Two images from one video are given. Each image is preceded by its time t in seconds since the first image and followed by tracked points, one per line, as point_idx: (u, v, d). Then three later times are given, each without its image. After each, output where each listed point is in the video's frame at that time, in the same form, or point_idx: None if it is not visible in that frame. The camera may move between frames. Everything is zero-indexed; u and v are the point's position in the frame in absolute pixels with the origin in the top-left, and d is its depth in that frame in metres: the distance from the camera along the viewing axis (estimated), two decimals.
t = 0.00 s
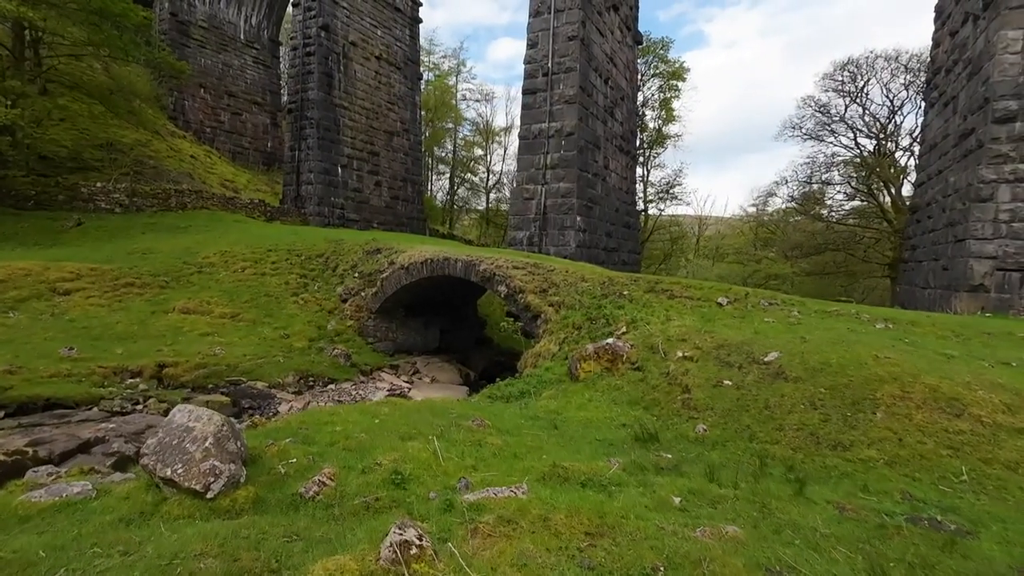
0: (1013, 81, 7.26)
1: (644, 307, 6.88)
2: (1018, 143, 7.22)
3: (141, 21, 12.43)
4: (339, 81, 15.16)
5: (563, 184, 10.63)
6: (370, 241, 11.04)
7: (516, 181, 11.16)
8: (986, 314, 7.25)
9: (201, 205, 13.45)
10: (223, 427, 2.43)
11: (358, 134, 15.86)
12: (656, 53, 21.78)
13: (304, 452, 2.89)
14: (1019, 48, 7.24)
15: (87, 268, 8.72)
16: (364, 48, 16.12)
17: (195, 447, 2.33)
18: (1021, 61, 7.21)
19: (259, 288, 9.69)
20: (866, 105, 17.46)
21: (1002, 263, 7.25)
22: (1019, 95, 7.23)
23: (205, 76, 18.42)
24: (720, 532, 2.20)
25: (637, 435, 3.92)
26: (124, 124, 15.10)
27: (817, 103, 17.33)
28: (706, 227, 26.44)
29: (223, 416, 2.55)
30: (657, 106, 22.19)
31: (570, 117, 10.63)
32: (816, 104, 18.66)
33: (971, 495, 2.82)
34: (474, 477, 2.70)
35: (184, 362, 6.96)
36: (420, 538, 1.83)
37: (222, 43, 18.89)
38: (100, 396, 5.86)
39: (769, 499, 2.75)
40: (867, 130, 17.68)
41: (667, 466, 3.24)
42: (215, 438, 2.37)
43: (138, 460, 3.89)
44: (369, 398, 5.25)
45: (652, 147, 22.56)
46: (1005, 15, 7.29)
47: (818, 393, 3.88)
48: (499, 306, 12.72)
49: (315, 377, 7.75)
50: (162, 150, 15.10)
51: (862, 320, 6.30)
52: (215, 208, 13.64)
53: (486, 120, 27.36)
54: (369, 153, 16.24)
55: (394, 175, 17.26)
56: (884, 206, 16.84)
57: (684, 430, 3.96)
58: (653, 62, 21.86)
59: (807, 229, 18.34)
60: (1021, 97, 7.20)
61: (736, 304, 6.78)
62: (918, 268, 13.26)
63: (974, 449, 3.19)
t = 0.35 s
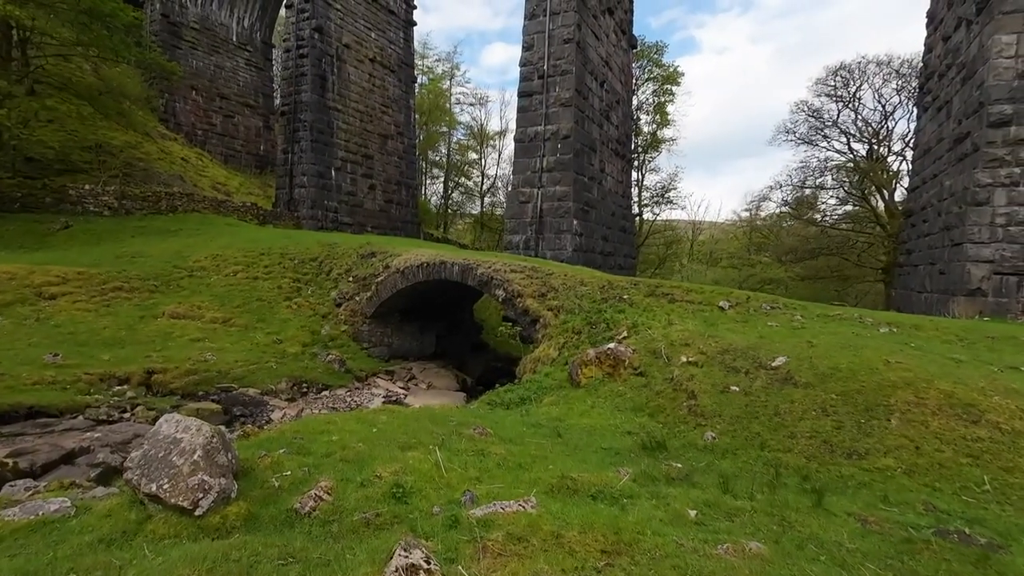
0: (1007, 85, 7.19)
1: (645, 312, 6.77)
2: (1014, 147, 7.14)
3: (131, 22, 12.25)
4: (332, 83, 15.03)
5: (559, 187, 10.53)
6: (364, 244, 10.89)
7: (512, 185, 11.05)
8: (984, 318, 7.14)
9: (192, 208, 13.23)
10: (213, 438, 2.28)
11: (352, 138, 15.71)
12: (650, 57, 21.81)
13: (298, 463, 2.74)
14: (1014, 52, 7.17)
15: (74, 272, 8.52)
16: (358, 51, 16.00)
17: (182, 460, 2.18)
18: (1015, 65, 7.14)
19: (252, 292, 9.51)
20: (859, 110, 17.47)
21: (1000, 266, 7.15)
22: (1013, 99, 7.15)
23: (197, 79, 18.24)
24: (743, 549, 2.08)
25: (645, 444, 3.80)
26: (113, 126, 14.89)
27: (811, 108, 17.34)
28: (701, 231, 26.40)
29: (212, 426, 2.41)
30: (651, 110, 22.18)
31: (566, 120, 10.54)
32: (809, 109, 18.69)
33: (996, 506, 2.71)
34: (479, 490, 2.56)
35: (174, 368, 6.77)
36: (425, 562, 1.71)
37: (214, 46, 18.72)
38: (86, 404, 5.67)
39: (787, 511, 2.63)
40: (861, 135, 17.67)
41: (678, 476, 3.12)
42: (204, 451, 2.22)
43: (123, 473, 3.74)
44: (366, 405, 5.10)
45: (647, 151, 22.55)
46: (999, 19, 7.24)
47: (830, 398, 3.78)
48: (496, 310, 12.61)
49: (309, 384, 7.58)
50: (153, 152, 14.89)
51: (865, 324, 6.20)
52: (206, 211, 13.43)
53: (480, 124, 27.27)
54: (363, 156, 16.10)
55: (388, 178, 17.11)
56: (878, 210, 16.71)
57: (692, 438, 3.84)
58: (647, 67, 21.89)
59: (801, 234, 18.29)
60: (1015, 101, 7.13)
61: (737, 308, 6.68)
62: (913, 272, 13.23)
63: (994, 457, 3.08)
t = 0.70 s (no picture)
0: (1007, 87, 7.05)
1: (647, 314, 6.65)
2: (1013, 149, 7.00)
3: (121, 19, 12.01)
4: (327, 83, 14.85)
5: (556, 189, 10.40)
6: (360, 246, 10.72)
7: (509, 186, 10.91)
8: (983, 320, 7.02)
9: (183, 208, 13.01)
10: (207, 450, 2.13)
11: (346, 138, 15.52)
12: (646, 59, 21.76)
13: (297, 474, 2.59)
14: (1013, 53, 7.01)
15: (62, 273, 8.30)
16: (352, 51, 15.82)
17: (174, 474, 2.02)
18: (1014, 67, 7.00)
19: (244, 294, 9.32)
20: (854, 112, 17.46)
21: (998, 269, 7.02)
22: (1012, 101, 7.00)
23: (189, 78, 17.99)
24: (778, 567, 1.95)
25: (656, 451, 3.66)
26: (103, 125, 14.64)
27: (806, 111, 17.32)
28: (695, 234, 26.39)
29: (207, 435, 2.26)
30: (647, 112, 22.12)
31: (563, 121, 10.41)
32: (803, 111, 18.71)
33: None
34: (491, 501, 2.42)
35: (164, 372, 6.58)
36: None
37: (207, 45, 18.49)
38: (72, 410, 5.48)
39: (814, 522, 2.51)
40: (856, 137, 17.66)
41: (695, 484, 2.99)
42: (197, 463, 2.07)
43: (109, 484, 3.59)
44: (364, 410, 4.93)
45: (642, 153, 22.51)
46: (998, 20, 7.09)
47: (847, 403, 3.66)
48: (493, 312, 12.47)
49: (304, 388, 7.40)
50: (143, 152, 14.65)
51: (871, 327, 6.11)
52: (198, 212, 13.21)
53: (475, 126, 27.14)
54: (357, 157, 15.93)
55: (382, 179, 16.94)
56: (871, 213, 16.48)
57: (704, 444, 3.71)
58: (643, 69, 21.84)
59: (795, 236, 18.28)
60: (1014, 103, 6.99)
61: (741, 310, 6.57)
62: (909, 274, 13.21)
63: (1022, 465, 2.97)
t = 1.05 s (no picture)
0: (1009, 87, 6.94)
1: (653, 316, 6.50)
2: (1015, 149, 6.89)
3: (112, 14, 11.75)
4: (321, 81, 14.64)
5: (555, 188, 10.25)
6: (356, 245, 10.53)
7: (507, 185, 10.74)
8: (985, 320, 6.91)
9: (176, 207, 12.77)
10: (205, 469, 1.99)
11: (341, 136, 15.31)
12: (643, 58, 21.64)
13: (301, 490, 2.43)
14: (1015, 54, 6.92)
15: (50, 273, 8.08)
16: (348, 48, 15.61)
17: (169, 497, 1.88)
18: (1016, 68, 6.90)
19: (238, 294, 9.12)
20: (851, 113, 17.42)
21: (1001, 269, 6.91)
22: (1014, 101, 6.91)
23: (181, 75, 17.71)
24: None
25: (672, 459, 3.52)
26: (93, 122, 14.37)
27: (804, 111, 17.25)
28: (691, 233, 26.30)
29: (204, 451, 2.11)
30: (644, 111, 22.01)
31: (562, 120, 10.26)
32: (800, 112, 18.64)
33: None
34: (508, 519, 2.27)
35: (156, 375, 6.38)
36: None
37: (199, 41, 18.22)
38: (60, 415, 5.28)
39: (849, 539, 2.37)
40: (853, 138, 17.61)
41: (719, 497, 2.85)
42: (194, 484, 1.93)
43: (99, 496, 3.41)
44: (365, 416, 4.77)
45: (639, 153, 22.40)
46: (999, 20, 6.98)
47: (869, 410, 3.53)
48: (491, 312, 12.31)
49: (301, 391, 7.22)
50: (135, 149, 14.39)
51: (881, 329, 5.99)
52: (190, 211, 12.98)
53: (470, 125, 26.95)
54: (352, 155, 15.72)
55: (378, 178, 16.73)
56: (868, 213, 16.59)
57: (721, 452, 3.57)
58: (640, 68, 21.71)
59: (792, 236, 18.21)
60: (1017, 103, 6.89)
61: (748, 311, 6.43)
62: (908, 275, 13.15)
63: None
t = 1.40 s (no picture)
0: (1013, 85, 6.83)
1: (659, 316, 6.37)
2: (1018, 148, 6.79)
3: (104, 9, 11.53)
4: (317, 78, 14.45)
5: (555, 186, 10.10)
6: (353, 244, 10.36)
7: (506, 184, 10.59)
8: (988, 320, 6.79)
9: (170, 205, 12.58)
10: (204, 482, 1.86)
11: (337, 134, 15.12)
12: (641, 57, 21.50)
13: (305, 501, 2.28)
14: (1019, 52, 6.81)
15: (41, 272, 7.89)
16: (344, 45, 15.43)
17: (166, 513, 1.76)
18: (1021, 65, 6.79)
19: (234, 293, 8.94)
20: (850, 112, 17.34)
21: (1004, 268, 6.80)
22: (1018, 99, 6.81)
23: (175, 72, 17.48)
24: None
25: (690, 464, 3.38)
26: (86, 119, 14.15)
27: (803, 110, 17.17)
28: (689, 232, 26.21)
29: (203, 463, 1.99)
30: (642, 110, 21.89)
31: (562, 117, 10.12)
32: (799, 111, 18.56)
33: None
34: (528, 533, 2.13)
35: (150, 377, 6.21)
36: None
37: (194, 38, 17.99)
38: (50, 419, 5.12)
39: (885, 551, 2.25)
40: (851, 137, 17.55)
41: (744, 506, 2.71)
42: (193, 499, 1.80)
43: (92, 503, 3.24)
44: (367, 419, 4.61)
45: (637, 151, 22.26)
46: (1003, 18, 6.86)
47: (893, 414, 3.42)
48: (490, 311, 12.16)
49: (299, 392, 7.06)
50: (128, 147, 14.18)
51: (892, 329, 5.87)
52: (185, 209, 12.79)
53: (467, 123, 26.77)
54: (349, 153, 15.53)
55: (374, 176, 16.55)
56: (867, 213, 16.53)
57: (740, 457, 3.44)
58: (638, 67, 21.58)
59: (790, 236, 18.13)
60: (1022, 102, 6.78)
61: (755, 311, 6.30)
62: (909, 274, 13.08)
63: None
